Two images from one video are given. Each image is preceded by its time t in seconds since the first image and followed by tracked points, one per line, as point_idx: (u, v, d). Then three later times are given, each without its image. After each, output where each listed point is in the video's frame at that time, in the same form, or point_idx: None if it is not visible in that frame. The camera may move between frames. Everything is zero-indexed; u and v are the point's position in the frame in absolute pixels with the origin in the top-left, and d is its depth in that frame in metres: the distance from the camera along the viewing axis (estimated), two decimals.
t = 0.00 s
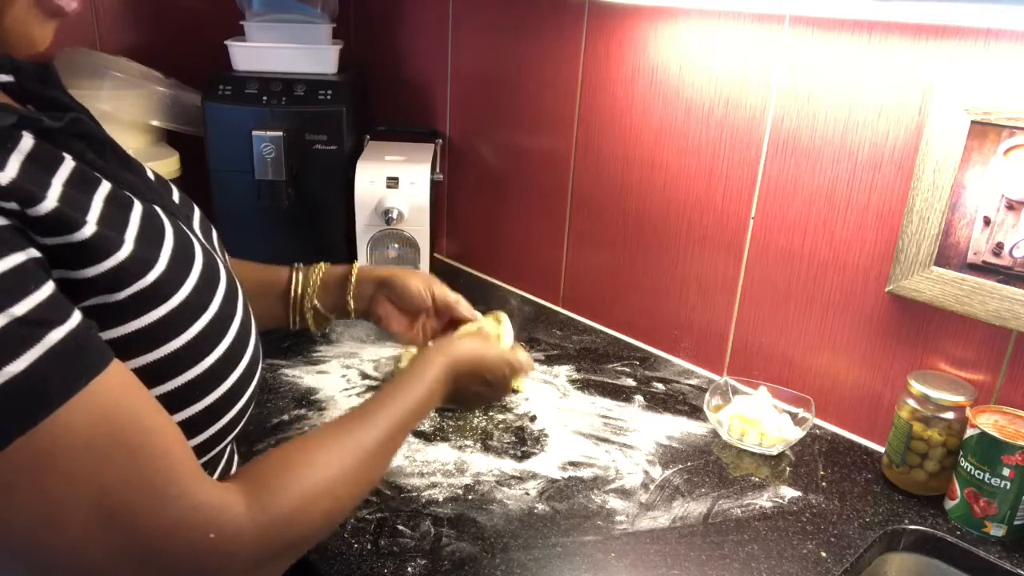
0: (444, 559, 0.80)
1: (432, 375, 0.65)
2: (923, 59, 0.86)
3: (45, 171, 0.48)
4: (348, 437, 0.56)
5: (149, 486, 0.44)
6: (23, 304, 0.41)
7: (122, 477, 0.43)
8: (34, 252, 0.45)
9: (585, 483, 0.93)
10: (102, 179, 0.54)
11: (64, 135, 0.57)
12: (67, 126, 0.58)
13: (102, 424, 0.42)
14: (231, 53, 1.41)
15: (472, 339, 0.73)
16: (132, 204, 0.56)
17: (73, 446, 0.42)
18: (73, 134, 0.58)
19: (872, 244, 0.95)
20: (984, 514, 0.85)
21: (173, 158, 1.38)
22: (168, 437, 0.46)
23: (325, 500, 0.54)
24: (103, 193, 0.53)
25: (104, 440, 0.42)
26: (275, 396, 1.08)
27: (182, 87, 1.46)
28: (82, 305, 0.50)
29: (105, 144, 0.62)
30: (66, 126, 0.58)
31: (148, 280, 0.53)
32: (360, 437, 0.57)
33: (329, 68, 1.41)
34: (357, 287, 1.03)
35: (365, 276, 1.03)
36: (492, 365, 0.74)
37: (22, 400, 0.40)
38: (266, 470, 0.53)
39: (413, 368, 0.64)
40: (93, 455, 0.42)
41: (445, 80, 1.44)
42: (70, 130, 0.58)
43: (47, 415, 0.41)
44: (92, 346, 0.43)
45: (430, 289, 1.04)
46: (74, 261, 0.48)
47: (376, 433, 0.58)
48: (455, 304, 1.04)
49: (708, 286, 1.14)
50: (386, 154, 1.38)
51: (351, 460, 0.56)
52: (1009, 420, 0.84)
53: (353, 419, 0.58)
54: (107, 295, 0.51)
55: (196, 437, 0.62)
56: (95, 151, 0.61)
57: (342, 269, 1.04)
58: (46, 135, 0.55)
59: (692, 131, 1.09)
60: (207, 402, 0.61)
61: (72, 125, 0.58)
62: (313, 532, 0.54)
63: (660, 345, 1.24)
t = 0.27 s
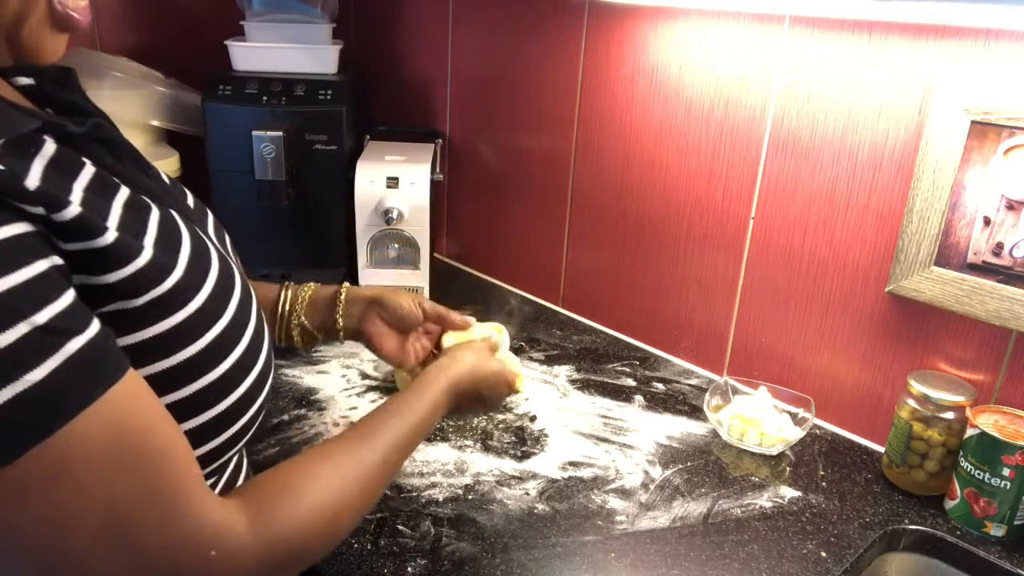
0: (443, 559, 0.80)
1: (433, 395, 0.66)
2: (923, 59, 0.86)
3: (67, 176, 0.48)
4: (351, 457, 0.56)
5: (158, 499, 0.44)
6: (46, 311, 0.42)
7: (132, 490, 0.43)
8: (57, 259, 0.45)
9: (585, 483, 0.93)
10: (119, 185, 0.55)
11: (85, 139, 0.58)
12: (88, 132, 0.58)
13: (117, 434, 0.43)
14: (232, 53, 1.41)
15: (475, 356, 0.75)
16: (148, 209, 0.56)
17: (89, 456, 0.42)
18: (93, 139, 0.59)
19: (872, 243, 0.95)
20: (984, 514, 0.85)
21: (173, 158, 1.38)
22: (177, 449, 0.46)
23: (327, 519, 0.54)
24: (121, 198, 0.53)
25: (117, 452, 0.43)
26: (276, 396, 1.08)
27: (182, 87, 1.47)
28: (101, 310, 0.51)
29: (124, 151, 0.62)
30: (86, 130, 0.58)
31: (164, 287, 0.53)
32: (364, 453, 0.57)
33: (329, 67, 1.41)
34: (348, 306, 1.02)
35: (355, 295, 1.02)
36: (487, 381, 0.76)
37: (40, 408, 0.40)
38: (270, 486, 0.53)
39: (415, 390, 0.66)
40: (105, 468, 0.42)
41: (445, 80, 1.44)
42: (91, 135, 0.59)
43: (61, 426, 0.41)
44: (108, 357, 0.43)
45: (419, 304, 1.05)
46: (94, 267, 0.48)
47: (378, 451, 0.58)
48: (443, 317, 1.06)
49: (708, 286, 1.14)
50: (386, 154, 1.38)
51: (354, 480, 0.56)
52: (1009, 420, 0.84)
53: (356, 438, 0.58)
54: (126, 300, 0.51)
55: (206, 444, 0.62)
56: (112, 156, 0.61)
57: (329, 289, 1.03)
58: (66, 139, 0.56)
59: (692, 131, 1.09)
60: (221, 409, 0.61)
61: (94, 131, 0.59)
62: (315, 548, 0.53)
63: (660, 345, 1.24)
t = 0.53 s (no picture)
0: (443, 559, 0.80)
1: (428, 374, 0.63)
2: (923, 59, 0.86)
3: (81, 173, 0.49)
4: (342, 452, 0.55)
5: (162, 502, 0.44)
6: (60, 310, 0.42)
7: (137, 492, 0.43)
8: (72, 257, 0.45)
9: (585, 483, 0.93)
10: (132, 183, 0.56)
11: (94, 139, 0.59)
12: (97, 130, 0.60)
13: (127, 431, 0.43)
14: (232, 53, 1.41)
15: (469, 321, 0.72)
16: (160, 208, 0.56)
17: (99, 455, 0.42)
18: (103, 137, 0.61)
19: (872, 244, 0.95)
20: (984, 514, 0.85)
21: (174, 158, 1.38)
22: (183, 452, 0.46)
23: (319, 518, 0.53)
24: (134, 195, 0.54)
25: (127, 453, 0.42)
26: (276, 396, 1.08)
27: (182, 86, 1.47)
28: (114, 308, 0.50)
29: (134, 149, 0.64)
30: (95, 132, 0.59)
31: (178, 283, 0.53)
32: (356, 452, 0.56)
33: (330, 68, 1.41)
34: (313, 252, 1.04)
35: (319, 241, 1.04)
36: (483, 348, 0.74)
37: (52, 407, 0.40)
38: (262, 487, 0.52)
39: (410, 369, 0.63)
40: (112, 469, 0.42)
41: (445, 80, 1.44)
42: (100, 134, 0.60)
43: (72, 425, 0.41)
44: (121, 354, 0.43)
45: (383, 238, 1.05)
46: (110, 264, 0.48)
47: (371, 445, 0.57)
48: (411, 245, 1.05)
49: (708, 286, 1.14)
50: (386, 154, 1.38)
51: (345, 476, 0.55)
52: (1009, 420, 0.84)
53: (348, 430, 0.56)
54: (140, 298, 0.51)
55: (209, 446, 0.62)
56: (122, 155, 0.63)
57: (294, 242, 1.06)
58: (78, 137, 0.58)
59: (692, 131, 1.09)
60: (234, 404, 0.61)
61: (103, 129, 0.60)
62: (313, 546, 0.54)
63: (660, 345, 1.24)
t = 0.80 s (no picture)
0: (443, 559, 0.80)
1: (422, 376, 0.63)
2: (923, 59, 0.86)
3: (75, 171, 0.49)
4: (342, 447, 0.55)
5: (156, 497, 0.44)
6: (51, 304, 0.42)
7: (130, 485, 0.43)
8: (65, 252, 0.45)
9: (585, 483, 0.93)
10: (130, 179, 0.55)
11: (92, 138, 0.59)
12: (93, 129, 0.59)
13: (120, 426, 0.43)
14: (231, 53, 1.41)
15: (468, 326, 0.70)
16: (157, 205, 0.56)
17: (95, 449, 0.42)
18: (100, 137, 0.60)
19: (872, 244, 0.95)
20: (984, 514, 0.85)
21: (173, 158, 1.38)
22: (176, 448, 0.46)
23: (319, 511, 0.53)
24: (131, 192, 0.54)
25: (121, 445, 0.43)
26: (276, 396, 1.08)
27: (182, 86, 1.46)
28: (109, 304, 0.51)
29: (131, 148, 0.64)
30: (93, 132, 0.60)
31: (173, 278, 0.53)
32: (351, 450, 0.56)
33: (329, 68, 1.41)
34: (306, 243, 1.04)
35: (311, 236, 1.04)
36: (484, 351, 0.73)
37: (44, 402, 0.40)
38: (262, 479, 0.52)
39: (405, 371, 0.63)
40: (105, 462, 0.42)
41: (445, 80, 1.44)
42: (96, 133, 0.60)
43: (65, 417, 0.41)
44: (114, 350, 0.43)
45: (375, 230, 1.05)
46: (103, 261, 0.48)
47: (366, 444, 0.57)
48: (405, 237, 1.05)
49: (708, 287, 1.14)
50: (386, 154, 1.38)
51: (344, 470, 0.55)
52: (1009, 420, 0.84)
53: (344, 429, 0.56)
54: (134, 294, 0.51)
55: (205, 442, 0.62)
56: (120, 155, 0.63)
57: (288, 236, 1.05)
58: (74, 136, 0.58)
59: (692, 131, 1.09)
60: (233, 399, 0.61)
61: (99, 129, 0.60)
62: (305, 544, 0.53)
63: (660, 345, 1.24)
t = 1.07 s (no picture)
0: (443, 559, 0.80)
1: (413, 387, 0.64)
2: (923, 59, 0.86)
3: (80, 172, 0.49)
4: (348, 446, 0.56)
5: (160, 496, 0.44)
6: (60, 305, 0.42)
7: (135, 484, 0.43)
8: (73, 253, 0.44)
9: (585, 483, 0.93)
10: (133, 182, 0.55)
11: (95, 140, 0.59)
12: (96, 131, 0.60)
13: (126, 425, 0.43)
14: (231, 53, 1.41)
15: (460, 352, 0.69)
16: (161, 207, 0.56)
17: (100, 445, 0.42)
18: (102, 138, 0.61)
19: (872, 244, 0.95)
20: (984, 514, 0.85)
21: (174, 158, 1.38)
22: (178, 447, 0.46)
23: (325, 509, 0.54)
24: (136, 194, 0.54)
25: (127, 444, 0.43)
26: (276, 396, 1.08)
27: (182, 86, 1.46)
28: (113, 305, 0.51)
29: (134, 150, 0.64)
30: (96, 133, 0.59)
31: (177, 280, 0.53)
32: (351, 452, 0.56)
33: (329, 67, 1.41)
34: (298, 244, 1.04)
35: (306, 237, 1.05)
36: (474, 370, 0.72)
37: (52, 401, 0.40)
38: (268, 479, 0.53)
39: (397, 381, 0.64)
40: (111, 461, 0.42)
41: (445, 80, 1.44)
42: (100, 134, 0.60)
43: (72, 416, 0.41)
44: (120, 350, 0.43)
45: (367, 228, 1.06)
46: (109, 262, 0.48)
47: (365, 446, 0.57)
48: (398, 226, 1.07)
49: (708, 287, 1.14)
50: (386, 153, 1.38)
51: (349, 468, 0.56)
52: (1009, 420, 0.84)
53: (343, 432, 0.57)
54: (137, 296, 0.51)
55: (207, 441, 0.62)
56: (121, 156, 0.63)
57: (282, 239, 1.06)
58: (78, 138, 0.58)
59: (692, 131, 1.09)
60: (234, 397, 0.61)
61: (102, 130, 0.60)
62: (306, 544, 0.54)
63: (660, 345, 1.24)
